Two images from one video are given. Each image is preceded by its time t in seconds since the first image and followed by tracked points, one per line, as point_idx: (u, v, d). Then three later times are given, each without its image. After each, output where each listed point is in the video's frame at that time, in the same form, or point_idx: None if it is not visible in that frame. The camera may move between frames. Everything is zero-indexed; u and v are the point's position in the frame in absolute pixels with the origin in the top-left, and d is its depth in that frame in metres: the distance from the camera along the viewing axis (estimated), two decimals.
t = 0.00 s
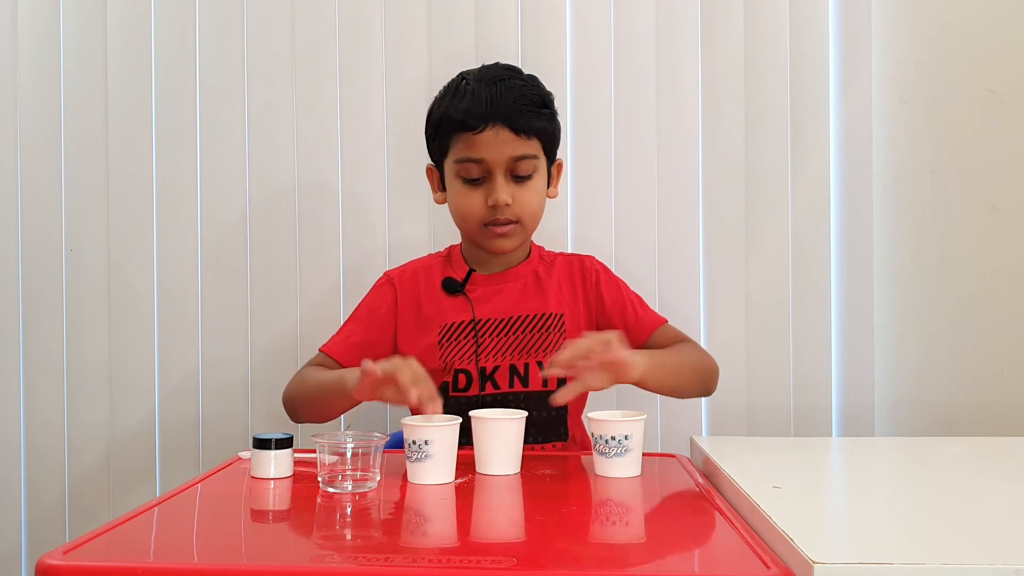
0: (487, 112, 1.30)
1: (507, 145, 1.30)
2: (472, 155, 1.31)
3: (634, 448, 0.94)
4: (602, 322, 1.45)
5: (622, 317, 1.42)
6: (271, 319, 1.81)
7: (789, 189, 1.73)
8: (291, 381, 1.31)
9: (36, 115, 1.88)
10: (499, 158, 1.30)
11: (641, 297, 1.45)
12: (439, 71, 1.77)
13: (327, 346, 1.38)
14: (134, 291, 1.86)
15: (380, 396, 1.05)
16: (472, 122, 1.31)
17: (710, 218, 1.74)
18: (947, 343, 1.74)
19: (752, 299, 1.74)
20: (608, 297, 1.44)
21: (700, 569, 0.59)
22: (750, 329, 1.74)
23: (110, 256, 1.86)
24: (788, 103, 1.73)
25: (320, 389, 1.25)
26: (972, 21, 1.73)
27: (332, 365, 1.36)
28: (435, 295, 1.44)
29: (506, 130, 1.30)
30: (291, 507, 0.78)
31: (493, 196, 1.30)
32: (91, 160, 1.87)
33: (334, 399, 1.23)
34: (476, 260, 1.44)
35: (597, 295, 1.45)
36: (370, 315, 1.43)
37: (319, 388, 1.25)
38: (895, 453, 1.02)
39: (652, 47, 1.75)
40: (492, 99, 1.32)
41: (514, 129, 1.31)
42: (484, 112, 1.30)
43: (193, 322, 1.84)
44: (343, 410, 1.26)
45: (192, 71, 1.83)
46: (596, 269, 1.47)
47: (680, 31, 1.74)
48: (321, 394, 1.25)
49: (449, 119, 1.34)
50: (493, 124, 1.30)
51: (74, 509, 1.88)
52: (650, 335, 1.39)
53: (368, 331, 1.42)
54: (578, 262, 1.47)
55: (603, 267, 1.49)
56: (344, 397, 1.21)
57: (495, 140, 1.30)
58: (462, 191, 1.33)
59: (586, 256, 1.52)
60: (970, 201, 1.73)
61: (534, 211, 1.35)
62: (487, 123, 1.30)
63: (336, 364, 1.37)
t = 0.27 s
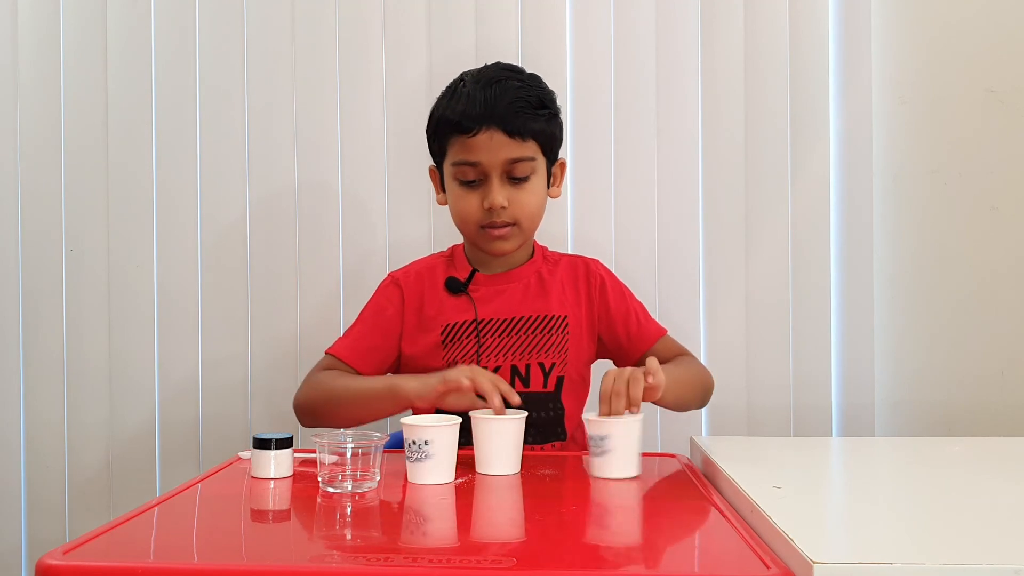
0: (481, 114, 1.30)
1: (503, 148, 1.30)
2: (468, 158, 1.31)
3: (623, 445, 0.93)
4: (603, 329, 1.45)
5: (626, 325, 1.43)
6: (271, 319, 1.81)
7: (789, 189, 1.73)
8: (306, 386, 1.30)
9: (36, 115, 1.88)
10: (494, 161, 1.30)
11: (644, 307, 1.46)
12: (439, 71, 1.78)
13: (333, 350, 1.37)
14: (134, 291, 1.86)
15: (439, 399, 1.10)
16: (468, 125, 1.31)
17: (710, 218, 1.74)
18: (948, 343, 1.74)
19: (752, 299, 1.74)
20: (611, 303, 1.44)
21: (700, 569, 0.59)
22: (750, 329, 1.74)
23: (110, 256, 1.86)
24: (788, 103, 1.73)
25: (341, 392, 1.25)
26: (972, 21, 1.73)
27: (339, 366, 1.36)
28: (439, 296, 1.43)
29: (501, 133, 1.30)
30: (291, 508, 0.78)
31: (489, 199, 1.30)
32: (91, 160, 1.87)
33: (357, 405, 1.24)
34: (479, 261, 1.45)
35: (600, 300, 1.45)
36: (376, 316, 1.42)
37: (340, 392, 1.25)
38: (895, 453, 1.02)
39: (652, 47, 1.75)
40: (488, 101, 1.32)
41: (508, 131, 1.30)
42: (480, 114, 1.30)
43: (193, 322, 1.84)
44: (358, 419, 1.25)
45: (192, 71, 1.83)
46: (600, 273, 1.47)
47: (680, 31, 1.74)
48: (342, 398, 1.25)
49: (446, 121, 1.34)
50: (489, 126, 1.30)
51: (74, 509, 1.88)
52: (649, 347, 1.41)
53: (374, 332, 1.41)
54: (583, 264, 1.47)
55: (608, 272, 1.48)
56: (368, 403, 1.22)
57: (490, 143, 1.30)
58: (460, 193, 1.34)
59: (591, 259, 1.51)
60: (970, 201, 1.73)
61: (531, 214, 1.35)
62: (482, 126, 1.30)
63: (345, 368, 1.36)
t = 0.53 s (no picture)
0: (485, 113, 1.30)
1: (505, 147, 1.30)
2: (471, 157, 1.31)
3: (574, 454, 0.86)
4: (600, 328, 1.44)
5: (620, 326, 1.42)
6: (271, 319, 1.81)
7: (789, 189, 1.73)
8: (308, 386, 1.30)
9: (36, 115, 1.88)
10: (496, 160, 1.30)
11: (642, 306, 1.45)
12: (439, 71, 1.78)
13: (334, 349, 1.37)
14: (134, 291, 1.85)
15: (444, 402, 1.11)
16: (471, 124, 1.31)
17: (710, 218, 1.74)
18: (948, 343, 1.74)
19: (752, 299, 1.74)
20: (609, 303, 1.43)
21: (700, 570, 0.59)
22: (750, 329, 1.74)
23: (110, 256, 1.86)
24: (788, 103, 1.73)
25: (343, 393, 1.25)
26: (971, 21, 1.73)
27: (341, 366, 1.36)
28: (440, 296, 1.43)
29: (503, 131, 1.30)
30: (291, 507, 0.78)
31: (492, 198, 1.30)
32: (91, 160, 1.87)
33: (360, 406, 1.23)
34: (481, 260, 1.45)
35: (598, 300, 1.44)
36: (377, 317, 1.42)
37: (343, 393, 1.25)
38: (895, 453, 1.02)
39: (652, 47, 1.75)
40: (491, 100, 1.32)
41: (512, 130, 1.30)
42: (483, 113, 1.30)
43: (193, 322, 1.84)
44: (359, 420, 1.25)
45: (191, 71, 1.83)
46: (600, 273, 1.46)
47: (680, 31, 1.74)
48: (343, 399, 1.25)
49: (449, 120, 1.34)
50: (492, 125, 1.30)
51: (74, 509, 1.88)
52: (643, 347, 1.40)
53: (375, 333, 1.41)
54: (583, 264, 1.47)
55: (608, 272, 1.48)
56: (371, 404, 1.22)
57: (493, 141, 1.30)
58: (462, 192, 1.34)
59: (592, 258, 1.51)
60: (970, 201, 1.73)
61: (534, 213, 1.35)
62: (485, 125, 1.30)
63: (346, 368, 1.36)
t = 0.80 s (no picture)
0: (484, 111, 1.30)
1: (504, 145, 1.30)
2: (470, 154, 1.31)
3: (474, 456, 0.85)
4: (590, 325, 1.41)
5: (606, 321, 1.39)
6: (271, 319, 1.81)
7: (789, 189, 1.73)
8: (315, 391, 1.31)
9: (35, 115, 1.88)
10: (495, 157, 1.30)
11: (632, 302, 1.41)
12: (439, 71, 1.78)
13: (338, 351, 1.38)
14: (134, 291, 1.85)
15: (450, 404, 1.11)
16: (470, 122, 1.31)
17: (710, 218, 1.74)
18: (948, 343, 1.74)
19: (752, 300, 1.74)
20: (598, 301, 1.40)
21: (700, 570, 0.59)
22: (750, 329, 1.74)
23: (110, 256, 1.86)
24: (788, 103, 1.73)
25: (346, 399, 1.26)
26: (971, 21, 1.73)
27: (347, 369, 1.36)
28: (439, 296, 1.44)
29: (502, 130, 1.30)
30: (291, 508, 0.78)
31: (489, 195, 1.30)
32: (91, 160, 1.87)
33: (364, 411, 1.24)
34: (482, 260, 1.45)
35: (587, 298, 1.42)
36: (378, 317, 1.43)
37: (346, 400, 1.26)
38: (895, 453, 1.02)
39: (652, 47, 1.75)
40: (490, 98, 1.32)
41: (510, 129, 1.30)
42: (482, 111, 1.31)
43: (193, 322, 1.84)
44: (364, 425, 1.26)
45: (192, 71, 1.83)
46: (592, 271, 1.44)
47: (680, 31, 1.74)
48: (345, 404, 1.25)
49: (449, 118, 1.35)
50: (490, 123, 1.30)
51: (74, 509, 1.88)
52: (629, 342, 1.35)
53: (376, 333, 1.41)
54: (577, 262, 1.45)
55: (602, 269, 1.45)
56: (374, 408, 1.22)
57: (492, 139, 1.30)
58: (460, 190, 1.34)
59: (588, 257, 1.49)
60: (970, 201, 1.73)
61: (531, 212, 1.35)
62: (484, 122, 1.30)
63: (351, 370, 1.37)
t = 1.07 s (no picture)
0: (481, 115, 1.30)
1: (504, 149, 1.30)
2: (469, 159, 1.31)
3: (467, 457, 0.85)
4: (603, 332, 1.44)
5: (622, 334, 1.42)
6: (271, 319, 1.81)
7: (789, 189, 1.73)
8: (310, 386, 1.31)
9: (36, 115, 1.88)
10: (495, 162, 1.30)
11: (643, 314, 1.45)
12: (439, 71, 1.78)
13: (335, 350, 1.38)
14: (134, 291, 1.85)
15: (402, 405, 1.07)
16: (468, 126, 1.31)
17: (710, 218, 1.74)
18: (948, 342, 1.74)
19: (752, 300, 1.74)
20: (612, 308, 1.44)
21: (700, 570, 0.59)
22: (750, 329, 1.74)
23: (110, 256, 1.86)
24: (788, 103, 1.73)
25: (335, 394, 1.24)
26: (971, 21, 1.73)
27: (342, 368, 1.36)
28: (444, 295, 1.43)
29: (501, 134, 1.30)
30: (291, 507, 0.78)
31: (491, 200, 1.30)
32: (91, 160, 1.87)
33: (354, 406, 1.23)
34: (483, 263, 1.45)
35: (601, 306, 1.44)
36: (379, 317, 1.43)
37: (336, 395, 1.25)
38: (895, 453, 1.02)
39: (652, 47, 1.75)
40: (487, 102, 1.31)
41: (509, 133, 1.30)
42: (480, 115, 1.30)
43: (192, 322, 1.84)
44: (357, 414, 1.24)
45: (192, 71, 1.83)
46: (601, 277, 1.46)
47: (680, 31, 1.74)
48: (336, 398, 1.24)
49: (447, 123, 1.34)
50: (489, 127, 1.30)
51: (74, 509, 1.88)
52: (645, 350, 1.40)
53: (378, 332, 1.42)
54: (585, 268, 1.47)
55: (608, 276, 1.48)
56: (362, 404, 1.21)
57: (491, 144, 1.30)
58: (462, 195, 1.34)
59: (592, 263, 1.51)
60: (970, 201, 1.73)
61: (533, 214, 1.35)
62: (483, 127, 1.30)
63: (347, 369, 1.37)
